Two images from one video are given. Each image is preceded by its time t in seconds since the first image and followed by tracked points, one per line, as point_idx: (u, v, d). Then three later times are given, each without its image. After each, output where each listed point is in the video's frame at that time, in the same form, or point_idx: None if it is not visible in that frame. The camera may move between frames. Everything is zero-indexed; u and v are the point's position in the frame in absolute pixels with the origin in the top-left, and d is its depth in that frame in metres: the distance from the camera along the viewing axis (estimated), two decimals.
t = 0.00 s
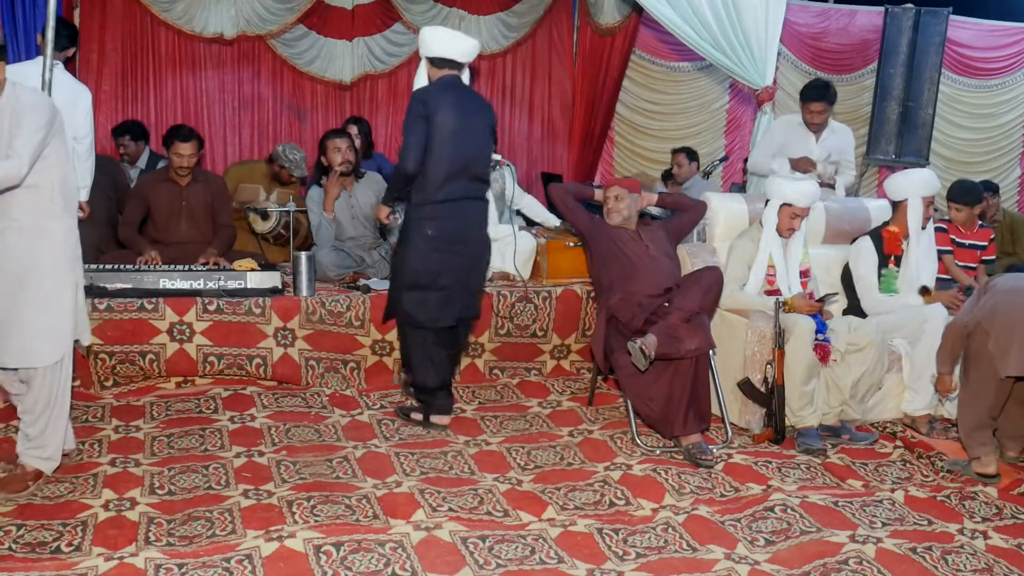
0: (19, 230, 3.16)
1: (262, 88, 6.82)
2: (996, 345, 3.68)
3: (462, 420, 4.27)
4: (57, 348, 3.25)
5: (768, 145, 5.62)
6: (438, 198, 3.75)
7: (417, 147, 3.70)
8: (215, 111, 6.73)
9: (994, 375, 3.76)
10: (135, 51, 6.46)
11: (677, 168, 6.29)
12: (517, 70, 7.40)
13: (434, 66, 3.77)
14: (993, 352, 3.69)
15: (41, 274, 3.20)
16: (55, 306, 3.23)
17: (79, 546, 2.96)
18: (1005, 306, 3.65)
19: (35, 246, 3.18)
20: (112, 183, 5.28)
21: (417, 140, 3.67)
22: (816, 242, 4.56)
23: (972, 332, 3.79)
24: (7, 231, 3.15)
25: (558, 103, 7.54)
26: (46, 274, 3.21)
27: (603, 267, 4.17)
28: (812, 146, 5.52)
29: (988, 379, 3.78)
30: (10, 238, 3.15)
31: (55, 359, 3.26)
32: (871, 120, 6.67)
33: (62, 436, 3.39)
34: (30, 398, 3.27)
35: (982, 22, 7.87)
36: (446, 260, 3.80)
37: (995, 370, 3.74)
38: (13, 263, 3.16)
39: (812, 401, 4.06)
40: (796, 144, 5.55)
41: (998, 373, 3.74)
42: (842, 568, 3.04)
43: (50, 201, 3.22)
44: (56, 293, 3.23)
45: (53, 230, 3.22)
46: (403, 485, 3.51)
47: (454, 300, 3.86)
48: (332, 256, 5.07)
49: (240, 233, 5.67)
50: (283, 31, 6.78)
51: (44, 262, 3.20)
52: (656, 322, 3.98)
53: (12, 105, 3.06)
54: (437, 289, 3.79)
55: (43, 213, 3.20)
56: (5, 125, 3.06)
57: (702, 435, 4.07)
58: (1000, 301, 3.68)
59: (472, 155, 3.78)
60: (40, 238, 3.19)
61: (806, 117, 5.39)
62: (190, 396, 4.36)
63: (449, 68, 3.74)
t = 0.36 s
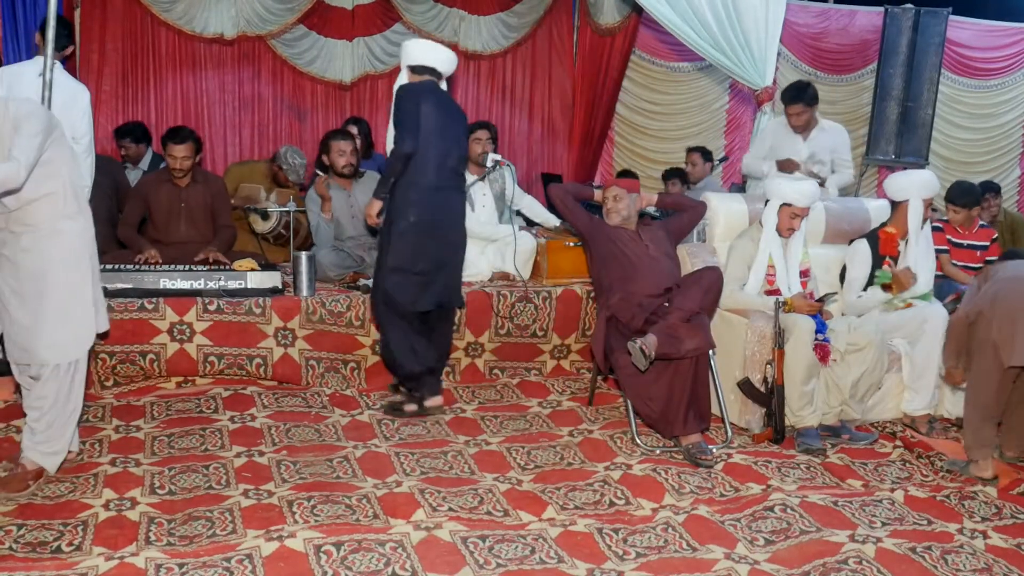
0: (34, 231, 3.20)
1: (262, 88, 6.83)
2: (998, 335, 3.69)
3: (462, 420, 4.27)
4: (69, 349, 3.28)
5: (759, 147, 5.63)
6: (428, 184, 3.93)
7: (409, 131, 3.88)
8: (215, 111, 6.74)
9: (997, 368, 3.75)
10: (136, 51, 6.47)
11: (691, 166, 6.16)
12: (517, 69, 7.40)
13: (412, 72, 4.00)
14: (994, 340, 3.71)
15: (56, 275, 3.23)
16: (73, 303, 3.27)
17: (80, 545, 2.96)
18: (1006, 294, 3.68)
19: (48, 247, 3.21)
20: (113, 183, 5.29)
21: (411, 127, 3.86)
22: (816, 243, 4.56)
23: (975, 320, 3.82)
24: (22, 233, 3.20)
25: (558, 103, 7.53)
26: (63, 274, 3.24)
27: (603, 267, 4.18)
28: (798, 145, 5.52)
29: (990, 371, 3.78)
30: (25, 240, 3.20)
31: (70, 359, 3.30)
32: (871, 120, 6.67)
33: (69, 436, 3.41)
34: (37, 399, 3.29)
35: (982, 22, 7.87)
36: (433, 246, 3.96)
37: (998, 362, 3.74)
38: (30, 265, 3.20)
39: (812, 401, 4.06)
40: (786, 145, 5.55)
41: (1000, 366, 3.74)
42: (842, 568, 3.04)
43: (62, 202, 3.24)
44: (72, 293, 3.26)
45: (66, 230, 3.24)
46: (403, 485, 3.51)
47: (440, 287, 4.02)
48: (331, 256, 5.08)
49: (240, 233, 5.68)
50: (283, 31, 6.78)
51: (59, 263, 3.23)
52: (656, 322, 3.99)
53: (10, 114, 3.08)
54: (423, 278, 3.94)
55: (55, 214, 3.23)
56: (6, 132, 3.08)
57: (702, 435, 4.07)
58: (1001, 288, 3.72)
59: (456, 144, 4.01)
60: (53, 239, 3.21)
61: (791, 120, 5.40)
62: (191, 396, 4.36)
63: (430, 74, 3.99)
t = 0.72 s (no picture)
0: (35, 232, 3.19)
1: (262, 87, 6.82)
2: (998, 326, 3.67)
3: (462, 420, 4.27)
4: (72, 349, 3.29)
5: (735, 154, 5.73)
6: (420, 179, 3.99)
7: (398, 128, 3.92)
8: (215, 111, 6.74)
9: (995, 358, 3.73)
10: (135, 51, 6.47)
11: (698, 167, 6.20)
12: (517, 70, 7.40)
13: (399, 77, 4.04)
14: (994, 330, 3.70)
15: (57, 275, 3.22)
16: (74, 303, 3.27)
17: (80, 545, 2.96)
18: (1007, 281, 3.67)
19: (49, 248, 3.20)
20: (112, 183, 5.29)
21: (401, 124, 3.90)
22: (816, 243, 4.56)
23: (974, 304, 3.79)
24: (23, 234, 3.19)
25: (558, 103, 7.52)
26: (65, 274, 3.24)
27: (603, 266, 4.18)
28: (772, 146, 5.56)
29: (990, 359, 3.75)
30: (26, 241, 3.19)
31: (72, 359, 3.30)
32: (870, 120, 6.68)
33: (70, 436, 3.40)
34: (37, 399, 3.28)
35: (982, 21, 7.87)
36: (431, 239, 4.03)
37: (997, 351, 3.72)
38: (31, 265, 3.20)
39: (812, 401, 4.06)
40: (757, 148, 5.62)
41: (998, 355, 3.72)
42: (842, 568, 3.04)
43: (62, 202, 3.24)
44: (74, 293, 3.26)
45: (67, 230, 3.24)
46: (403, 485, 3.51)
47: (440, 279, 4.09)
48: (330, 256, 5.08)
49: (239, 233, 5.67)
50: (283, 31, 6.78)
51: (60, 263, 3.22)
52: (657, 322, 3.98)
53: (10, 114, 3.08)
54: (422, 270, 4.02)
55: (55, 214, 3.22)
56: (6, 132, 3.08)
57: (703, 435, 4.07)
58: (1000, 273, 3.70)
59: (444, 139, 4.08)
60: (54, 239, 3.21)
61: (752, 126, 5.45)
62: (191, 396, 4.36)
63: (417, 79, 4.03)
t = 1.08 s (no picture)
0: (36, 232, 3.19)
1: (262, 87, 6.82)
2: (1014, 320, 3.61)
3: (462, 420, 4.27)
4: (71, 348, 3.29)
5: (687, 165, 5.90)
6: (408, 179, 4.00)
7: (386, 127, 3.96)
8: (215, 111, 6.73)
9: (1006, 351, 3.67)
10: (136, 52, 6.48)
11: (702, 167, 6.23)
12: (517, 70, 7.40)
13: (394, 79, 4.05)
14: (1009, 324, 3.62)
15: (57, 274, 3.22)
16: (74, 303, 3.27)
17: (80, 546, 2.96)
18: None
19: (51, 248, 3.20)
20: (112, 182, 5.29)
21: (388, 124, 3.94)
22: (817, 243, 4.56)
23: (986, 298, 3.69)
24: (23, 233, 3.19)
25: (558, 103, 7.52)
26: (66, 273, 3.24)
27: (603, 266, 4.18)
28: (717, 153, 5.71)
29: (1002, 351, 3.68)
30: (27, 241, 3.19)
31: (72, 358, 3.30)
32: (871, 121, 6.71)
33: (70, 437, 3.40)
34: (37, 400, 3.28)
35: (982, 21, 7.87)
36: (426, 239, 4.06)
37: (1013, 348, 3.66)
38: (31, 265, 3.20)
39: (812, 401, 4.06)
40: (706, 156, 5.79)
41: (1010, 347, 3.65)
42: (842, 568, 3.04)
43: (62, 202, 3.24)
44: (76, 291, 3.27)
45: (66, 230, 3.24)
46: (404, 485, 3.51)
47: (429, 280, 4.10)
48: (330, 256, 5.09)
49: (240, 233, 5.67)
50: (283, 31, 6.78)
51: (61, 263, 3.23)
52: (657, 322, 3.97)
53: (10, 114, 3.09)
54: (408, 271, 4.04)
55: (56, 214, 3.23)
56: (6, 132, 3.08)
57: (703, 435, 4.06)
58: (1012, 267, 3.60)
59: (435, 140, 4.07)
60: (55, 239, 3.21)
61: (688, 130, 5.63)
62: (191, 396, 4.36)
63: (414, 81, 4.03)
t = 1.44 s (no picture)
0: (35, 232, 3.19)
1: (262, 87, 6.83)
2: None
3: (462, 420, 4.27)
4: (71, 348, 3.28)
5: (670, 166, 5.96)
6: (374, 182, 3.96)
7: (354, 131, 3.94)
8: (216, 111, 6.74)
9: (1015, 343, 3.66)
10: (136, 52, 6.48)
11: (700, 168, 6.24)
12: (517, 70, 7.40)
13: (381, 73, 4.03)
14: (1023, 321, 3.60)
15: (55, 275, 3.22)
16: (73, 302, 3.27)
17: (80, 545, 2.96)
18: None
19: (50, 248, 3.21)
20: (112, 182, 5.28)
21: (356, 127, 3.92)
22: (817, 242, 4.56)
23: (1004, 293, 3.63)
24: (22, 233, 3.19)
25: (558, 103, 7.52)
26: (65, 273, 3.24)
27: (603, 266, 4.19)
28: (699, 151, 5.76)
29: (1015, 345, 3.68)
30: (26, 241, 3.19)
31: (72, 357, 3.30)
32: (870, 121, 6.69)
33: (70, 437, 3.40)
34: (38, 400, 3.28)
35: (982, 22, 7.87)
36: (423, 238, 4.07)
37: None
38: (31, 265, 3.20)
39: (812, 401, 4.06)
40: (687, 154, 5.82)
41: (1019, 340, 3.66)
42: (842, 568, 3.04)
43: (60, 202, 3.24)
44: (76, 291, 3.27)
45: (65, 230, 3.24)
46: (404, 485, 3.51)
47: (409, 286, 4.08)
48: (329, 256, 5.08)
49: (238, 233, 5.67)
50: (283, 31, 6.78)
51: (61, 263, 3.23)
52: (657, 322, 3.98)
53: (8, 115, 3.09)
54: (383, 278, 4.02)
55: (54, 214, 3.23)
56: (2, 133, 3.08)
57: (703, 435, 4.06)
58: None
59: (411, 141, 3.99)
60: (54, 240, 3.21)
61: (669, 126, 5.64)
62: (191, 396, 4.36)
63: (398, 75, 4.01)
